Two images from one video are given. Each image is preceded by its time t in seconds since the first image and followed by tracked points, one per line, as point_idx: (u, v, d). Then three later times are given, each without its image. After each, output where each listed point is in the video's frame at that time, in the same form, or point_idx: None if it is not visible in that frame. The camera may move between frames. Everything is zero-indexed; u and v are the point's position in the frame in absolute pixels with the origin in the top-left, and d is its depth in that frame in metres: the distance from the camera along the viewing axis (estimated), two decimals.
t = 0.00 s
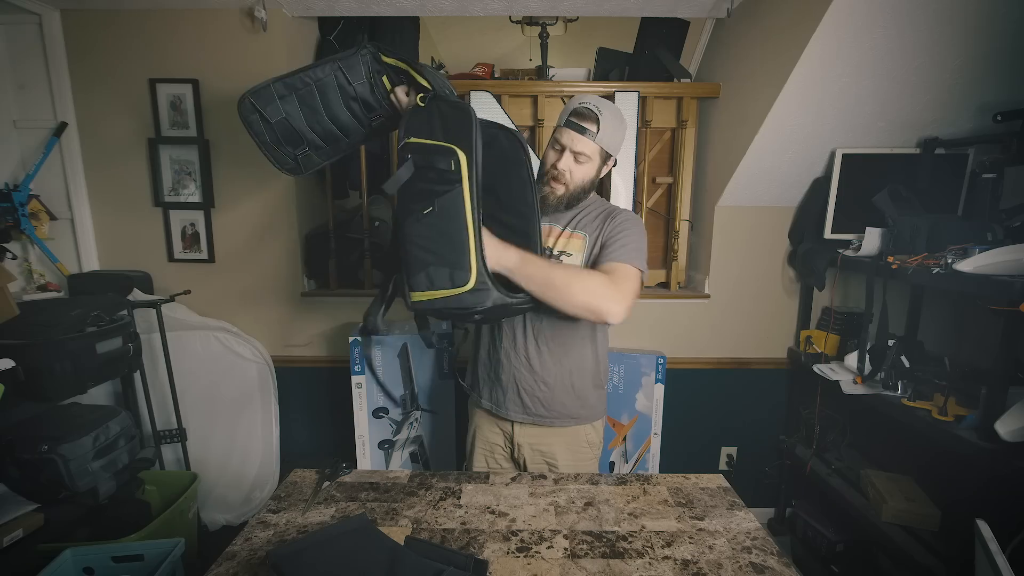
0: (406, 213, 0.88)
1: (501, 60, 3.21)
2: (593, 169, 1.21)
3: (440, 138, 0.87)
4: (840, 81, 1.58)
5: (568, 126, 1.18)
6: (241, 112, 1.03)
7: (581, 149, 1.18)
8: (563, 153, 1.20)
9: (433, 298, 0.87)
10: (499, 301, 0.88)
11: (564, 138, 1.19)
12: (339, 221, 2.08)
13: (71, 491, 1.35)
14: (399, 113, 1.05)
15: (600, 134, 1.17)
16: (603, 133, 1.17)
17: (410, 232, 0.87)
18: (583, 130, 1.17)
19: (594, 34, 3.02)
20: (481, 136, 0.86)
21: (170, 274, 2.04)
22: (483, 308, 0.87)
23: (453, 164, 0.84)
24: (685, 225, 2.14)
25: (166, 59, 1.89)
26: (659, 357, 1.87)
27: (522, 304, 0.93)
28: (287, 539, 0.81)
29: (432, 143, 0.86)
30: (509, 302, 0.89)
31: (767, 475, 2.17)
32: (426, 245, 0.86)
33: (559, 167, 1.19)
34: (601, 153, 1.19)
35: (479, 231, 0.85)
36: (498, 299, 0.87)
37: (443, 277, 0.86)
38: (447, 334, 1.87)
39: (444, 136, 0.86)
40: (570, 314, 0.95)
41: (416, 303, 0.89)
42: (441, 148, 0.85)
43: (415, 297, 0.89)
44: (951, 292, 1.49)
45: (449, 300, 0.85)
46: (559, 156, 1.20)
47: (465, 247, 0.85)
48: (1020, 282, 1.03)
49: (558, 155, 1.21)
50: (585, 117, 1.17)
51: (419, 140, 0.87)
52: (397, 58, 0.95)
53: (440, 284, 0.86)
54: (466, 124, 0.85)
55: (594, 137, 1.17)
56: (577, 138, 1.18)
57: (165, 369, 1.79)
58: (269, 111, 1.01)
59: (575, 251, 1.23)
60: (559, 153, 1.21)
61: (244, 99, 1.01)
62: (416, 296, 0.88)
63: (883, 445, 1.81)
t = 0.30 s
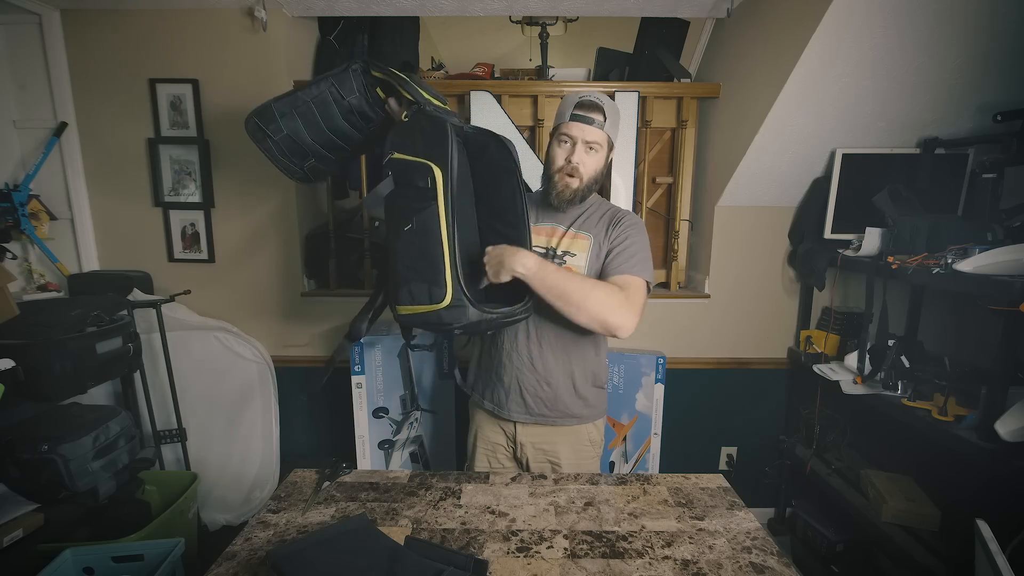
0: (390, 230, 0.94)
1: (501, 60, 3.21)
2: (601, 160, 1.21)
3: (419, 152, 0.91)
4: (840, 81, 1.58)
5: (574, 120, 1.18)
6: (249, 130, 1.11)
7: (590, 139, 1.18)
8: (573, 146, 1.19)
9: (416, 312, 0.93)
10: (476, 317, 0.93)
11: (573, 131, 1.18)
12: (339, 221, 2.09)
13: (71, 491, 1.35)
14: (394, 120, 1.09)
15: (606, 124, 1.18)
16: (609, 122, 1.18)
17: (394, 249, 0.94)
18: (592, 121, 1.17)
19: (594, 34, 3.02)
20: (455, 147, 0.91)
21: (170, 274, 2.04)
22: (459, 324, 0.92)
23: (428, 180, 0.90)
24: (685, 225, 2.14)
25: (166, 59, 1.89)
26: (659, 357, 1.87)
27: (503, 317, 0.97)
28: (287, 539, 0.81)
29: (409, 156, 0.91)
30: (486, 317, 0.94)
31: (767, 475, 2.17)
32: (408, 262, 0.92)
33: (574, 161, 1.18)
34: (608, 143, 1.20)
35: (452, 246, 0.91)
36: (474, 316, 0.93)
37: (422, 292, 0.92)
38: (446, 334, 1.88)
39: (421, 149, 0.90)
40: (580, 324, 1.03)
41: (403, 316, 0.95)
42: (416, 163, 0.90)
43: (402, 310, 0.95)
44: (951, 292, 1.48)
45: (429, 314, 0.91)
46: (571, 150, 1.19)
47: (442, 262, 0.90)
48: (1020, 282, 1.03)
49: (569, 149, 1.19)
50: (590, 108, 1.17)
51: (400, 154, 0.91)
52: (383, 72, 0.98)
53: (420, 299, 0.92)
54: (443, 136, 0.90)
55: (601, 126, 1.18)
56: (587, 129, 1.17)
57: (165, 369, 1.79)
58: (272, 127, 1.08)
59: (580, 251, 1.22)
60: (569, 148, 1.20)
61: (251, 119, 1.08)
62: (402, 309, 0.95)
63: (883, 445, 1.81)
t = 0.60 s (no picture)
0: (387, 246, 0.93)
1: (501, 61, 3.21)
2: (602, 158, 1.22)
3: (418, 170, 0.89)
4: (840, 81, 1.58)
5: (575, 117, 1.18)
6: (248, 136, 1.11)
7: (591, 136, 1.18)
8: (573, 144, 1.19)
9: (412, 329, 0.92)
10: (470, 337, 0.94)
11: (574, 129, 1.19)
12: (339, 221, 2.08)
13: (71, 491, 1.35)
14: (395, 132, 1.09)
15: (607, 122, 1.18)
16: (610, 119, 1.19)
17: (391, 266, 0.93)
18: (592, 118, 1.17)
19: (594, 34, 3.02)
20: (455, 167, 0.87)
21: (170, 274, 2.04)
22: (454, 343, 0.92)
23: (427, 200, 0.88)
24: (685, 225, 2.14)
25: (166, 60, 1.89)
26: (659, 357, 1.87)
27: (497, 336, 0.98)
28: (287, 539, 0.81)
29: (409, 176, 0.89)
30: (480, 337, 0.94)
31: (767, 476, 2.17)
32: (404, 279, 0.91)
33: (577, 158, 1.18)
34: (609, 140, 1.21)
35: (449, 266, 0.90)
36: (469, 334, 0.93)
37: (418, 308, 0.91)
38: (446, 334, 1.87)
39: (420, 168, 0.88)
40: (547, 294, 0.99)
41: (398, 331, 0.94)
42: (416, 181, 0.88)
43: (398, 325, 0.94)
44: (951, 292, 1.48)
45: (424, 332, 0.90)
46: (572, 147, 1.19)
47: (439, 282, 0.89)
48: (1020, 282, 1.03)
49: (570, 147, 1.20)
50: (592, 105, 1.18)
51: (401, 173, 0.90)
52: (385, 82, 1.00)
53: (416, 315, 0.91)
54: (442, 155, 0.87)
55: (602, 123, 1.18)
56: (588, 126, 1.18)
57: (165, 369, 1.79)
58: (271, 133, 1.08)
59: (579, 248, 1.22)
60: (571, 145, 1.20)
61: (250, 124, 1.09)
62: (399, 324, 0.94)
63: (883, 445, 1.82)
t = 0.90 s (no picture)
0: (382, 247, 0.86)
1: (501, 60, 3.20)
2: (591, 162, 1.19)
3: (415, 168, 0.84)
4: (840, 81, 1.58)
5: (559, 129, 1.14)
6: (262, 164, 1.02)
7: (577, 145, 1.15)
8: (561, 155, 1.17)
9: (413, 329, 0.82)
10: (473, 329, 0.82)
11: (559, 140, 1.16)
12: (339, 221, 2.08)
13: (71, 491, 1.35)
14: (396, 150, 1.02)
15: (592, 128, 1.14)
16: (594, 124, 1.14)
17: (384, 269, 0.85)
18: (577, 127, 1.13)
19: (594, 34, 3.03)
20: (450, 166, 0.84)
21: (170, 274, 2.04)
22: (456, 337, 0.81)
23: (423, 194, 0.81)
24: (684, 225, 2.14)
25: (166, 60, 1.89)
26: (659, 356, 1.87)
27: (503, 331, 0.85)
28: (287, 539, 0.81)
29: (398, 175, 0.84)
30: (486, 330, 0.82)
31: (767, 475, 2.17)
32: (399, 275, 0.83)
33: (564, 170, 1.16)
34: (596, 146, 1.17)
35: (448, 260, 0.81)
36: (473, 330, 0.82)
37: (418, 307, 0.81)
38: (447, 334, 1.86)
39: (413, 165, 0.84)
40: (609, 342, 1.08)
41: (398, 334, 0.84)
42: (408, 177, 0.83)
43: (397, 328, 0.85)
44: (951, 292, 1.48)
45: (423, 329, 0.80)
46: (559, 160, 1.17)
47: (435, 276, 0.81)
48: (1020, 282, 1.03)
49: (557, 158, 1.18)
50: (575, 115, 1.13)
51: (394, 173, 0.85)
52: (384, 98, 0.92)
53: (416, 314, 0.81)
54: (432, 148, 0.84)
55: (587, 130, 1.14)
56: (574, 136, 1.14)
57: (165, 369, 1.79)
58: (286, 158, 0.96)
59: (582, 256, 1.22)
60: (558, 157, 1.18)
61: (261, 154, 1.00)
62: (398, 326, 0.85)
63: (883, 445, 1.82)
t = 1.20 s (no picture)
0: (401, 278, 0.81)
1: (501, 60, 3.20)
2: (589, 164, 1.18)
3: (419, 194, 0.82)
4: (840, 81, 1.58)
5: (555, 133, 1.13)
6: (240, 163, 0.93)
7: (575, 150, 1.14)
8: (558, 159, 1.17)
9: (451, 357, 0.77)
10: (518, 345, 0.77)
11: (555, 144, 1.15)
12: (339, 221, 2.08)
13: (71, 491, 1.35)
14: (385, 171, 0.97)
15: (589, 134, 1.12)
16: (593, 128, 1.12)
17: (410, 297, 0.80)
18: (574, 132, 1.12)
19: (594, 34, 3.03)
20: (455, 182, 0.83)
21: (170, 274, 2.04)
22: (502, 355, 0.76)
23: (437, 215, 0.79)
24: (684, 225, 2.15)
25: (166, 60, 1.89)
26: (659, 356, 1.87)
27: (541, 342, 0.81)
28: (287, 539, 0.81)
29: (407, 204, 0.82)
30: (530, 343, 0.78)
31: (767, 475, 2.17)
32: (432, 300, 0.78)
33: (559, 175, 1.17)
34: (595, 149, 1.16)
35: (478, 275, 0.78)
36: (518, 351, 0.78)
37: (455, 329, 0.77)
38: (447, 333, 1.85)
39: (420, 189, 0.82)
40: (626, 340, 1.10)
41: (434, 367, 0.78)
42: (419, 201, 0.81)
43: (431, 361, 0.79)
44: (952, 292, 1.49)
45: (464, 354, 0.75)
46: (554, 164, 1.17)
47: (468, 292, 0.77)
48: (1020, 282, 1.03)
49: (553, 161, 1.18)
50: (572, 119, 1.11)
51: (398, 202, 0.83)
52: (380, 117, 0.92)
53: (453, 339, 0.77)
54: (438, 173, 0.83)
55: (585, 135, 1.12)
56: (570, 141, 1.13)
57: (165, 369, 1.79)
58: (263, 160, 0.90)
59: (587, 260, 1.24)
60: (554, 160, 1.18)
61: (240, 156, 0.91)
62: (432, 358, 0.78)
63: (883, 445, 1.82)
